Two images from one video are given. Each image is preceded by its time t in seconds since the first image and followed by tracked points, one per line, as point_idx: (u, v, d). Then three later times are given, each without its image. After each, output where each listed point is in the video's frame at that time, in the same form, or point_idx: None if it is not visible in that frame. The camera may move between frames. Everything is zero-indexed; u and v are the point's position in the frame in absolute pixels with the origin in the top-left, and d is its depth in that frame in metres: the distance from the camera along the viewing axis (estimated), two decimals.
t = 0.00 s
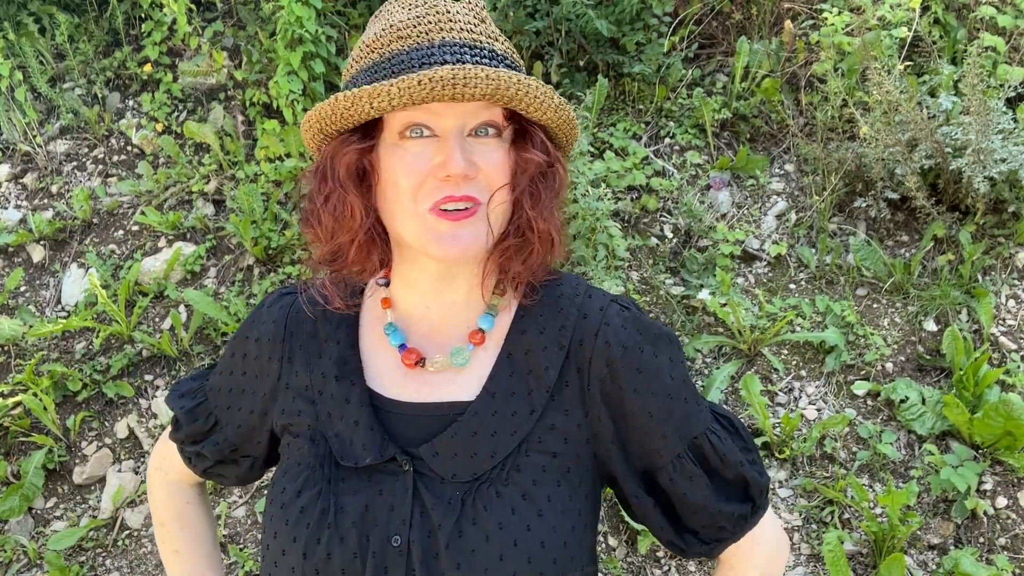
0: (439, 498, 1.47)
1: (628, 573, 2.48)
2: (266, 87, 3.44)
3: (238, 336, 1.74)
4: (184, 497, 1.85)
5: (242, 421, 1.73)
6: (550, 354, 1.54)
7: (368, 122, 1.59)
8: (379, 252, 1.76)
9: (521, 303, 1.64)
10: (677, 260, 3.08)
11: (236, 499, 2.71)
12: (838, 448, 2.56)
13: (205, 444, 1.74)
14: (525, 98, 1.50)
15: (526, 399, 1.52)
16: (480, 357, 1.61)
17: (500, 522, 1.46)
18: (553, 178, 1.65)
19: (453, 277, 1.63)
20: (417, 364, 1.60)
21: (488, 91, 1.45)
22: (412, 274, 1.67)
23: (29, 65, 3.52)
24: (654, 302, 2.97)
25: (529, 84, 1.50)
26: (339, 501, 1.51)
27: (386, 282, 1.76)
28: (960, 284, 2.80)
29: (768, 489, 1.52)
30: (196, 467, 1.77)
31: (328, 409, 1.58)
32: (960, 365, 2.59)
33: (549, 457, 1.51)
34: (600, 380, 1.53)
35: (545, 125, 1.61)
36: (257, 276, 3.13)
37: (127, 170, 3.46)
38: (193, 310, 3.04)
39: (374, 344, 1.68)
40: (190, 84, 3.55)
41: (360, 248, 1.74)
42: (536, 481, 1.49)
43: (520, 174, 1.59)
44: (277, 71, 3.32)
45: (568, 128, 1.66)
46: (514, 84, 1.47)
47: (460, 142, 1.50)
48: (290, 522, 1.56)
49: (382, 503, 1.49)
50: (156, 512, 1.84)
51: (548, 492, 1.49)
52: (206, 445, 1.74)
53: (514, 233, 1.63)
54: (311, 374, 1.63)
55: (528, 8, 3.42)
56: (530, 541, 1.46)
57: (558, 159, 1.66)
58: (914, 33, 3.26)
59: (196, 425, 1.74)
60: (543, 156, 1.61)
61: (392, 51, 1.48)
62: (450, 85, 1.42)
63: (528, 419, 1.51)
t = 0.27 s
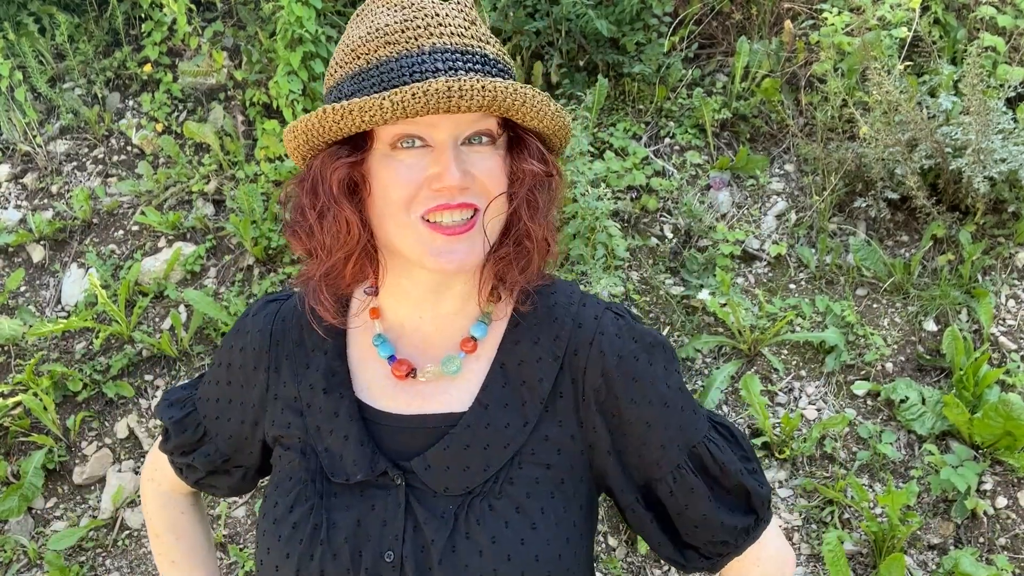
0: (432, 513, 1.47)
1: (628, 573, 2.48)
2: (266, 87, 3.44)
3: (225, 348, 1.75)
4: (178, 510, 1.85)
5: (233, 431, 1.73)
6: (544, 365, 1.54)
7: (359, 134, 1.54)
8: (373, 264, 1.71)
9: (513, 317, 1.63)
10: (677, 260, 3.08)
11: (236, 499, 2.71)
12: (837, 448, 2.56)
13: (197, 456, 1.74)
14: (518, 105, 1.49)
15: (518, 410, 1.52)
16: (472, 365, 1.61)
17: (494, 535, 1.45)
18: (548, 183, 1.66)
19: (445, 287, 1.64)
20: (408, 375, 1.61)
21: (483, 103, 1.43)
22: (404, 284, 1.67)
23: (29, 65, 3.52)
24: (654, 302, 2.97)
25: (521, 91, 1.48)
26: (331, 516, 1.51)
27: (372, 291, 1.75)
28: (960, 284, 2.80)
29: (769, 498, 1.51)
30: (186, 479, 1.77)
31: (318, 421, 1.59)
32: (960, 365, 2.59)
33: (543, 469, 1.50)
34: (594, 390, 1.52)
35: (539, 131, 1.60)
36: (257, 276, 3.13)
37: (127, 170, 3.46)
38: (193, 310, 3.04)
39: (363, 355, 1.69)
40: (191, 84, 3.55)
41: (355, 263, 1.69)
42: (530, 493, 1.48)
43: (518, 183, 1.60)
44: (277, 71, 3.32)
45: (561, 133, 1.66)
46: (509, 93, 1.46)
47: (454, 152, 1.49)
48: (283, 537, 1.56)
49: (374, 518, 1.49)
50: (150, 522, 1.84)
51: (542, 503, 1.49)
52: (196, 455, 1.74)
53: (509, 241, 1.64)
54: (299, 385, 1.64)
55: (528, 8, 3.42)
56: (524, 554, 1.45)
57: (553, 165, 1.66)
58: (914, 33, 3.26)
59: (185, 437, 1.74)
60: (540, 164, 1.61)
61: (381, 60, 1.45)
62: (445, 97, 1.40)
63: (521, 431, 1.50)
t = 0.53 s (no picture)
0: (437, 523, 1.47)
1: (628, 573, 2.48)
2: (266, 87, 3.44)
3: (225, 342, 1.71)
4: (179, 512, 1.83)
5: (232, 430, 1.69)
6: (557, 381, 1.53)
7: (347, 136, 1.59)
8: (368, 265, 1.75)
9: (528, 331, 1.62)
10: (677, 260, 3.08)
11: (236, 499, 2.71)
12: (837, 447, 2.56)
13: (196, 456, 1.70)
14: (488, 105, 1.41)
15: (528, 425, 1.52)
16: (481, 378, 1.59)
17: (499, 548, 1.45)
18: (544, 186, 1.57)
19: (437, 290, 1.62)
20: (415, 380, 1.59)
21: (442, 102, 1.38)
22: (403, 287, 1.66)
23: (29, 65, 3.53)
24: (654, 302, 2.97)
25: (490, 91, 1.40)
26: (333, 523, 1.50)
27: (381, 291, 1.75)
28: (960, 284, 2.80)
29: (782, 503, 1.53)
30: (185, 481, 1.73)
31: (321, 425, 1.57)
32: (960, 365, 2.59)
33: (549, 483, 1.51)
34: (605, 407, 1.52)
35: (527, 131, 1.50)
36: (257, 276, 3.13)
37: (127, 170, 3.46)
38: (193, 310, 3.04)
39: (369, 356, 1.66)
40: (191, 84, 3.55)
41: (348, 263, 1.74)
42: (536, 507, 1.49)
43: (503, 186, 1.51)
44: (277, 71, 3.32)
45: (561, 131, 1.54)
46: (470, 91, 1.38)
47: (430, 155, 1.46)
48: (283, 543, 1.54)
49: (378, 527, 1.48)
50: (150, 525, 1.82)
51: (549, 517, 1.50)
52: (195, 455, 1.70)
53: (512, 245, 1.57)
54: (301, 386, 1.61)
55: (528, 8, 3.42)
56: (529, 567, 1.46)
57: (549, 166, 1.57)
58: (914, 32, 3.26)
59: (184, 436, 1.70)
60: (521, 169, 1.51)
61: (365, 62, 1.47)
62: (401, 98, 1.38)
63: (531, 446, 1.50)
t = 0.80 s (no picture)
0: (452, 512, 1.48)
1: (628, 573, 2.48)
2: (266, 87, 3.44)
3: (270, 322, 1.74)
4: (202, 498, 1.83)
5: (263, 408, 1.72)
6: (587, 387, 1.53)
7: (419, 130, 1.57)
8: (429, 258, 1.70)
9: (565, 334, 1.62)
10: (677, 260, 3.08)
11: (237, 499, 2.71)
12: (837, 448, 2.56)
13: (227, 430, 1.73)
14: (571, 116, 1.44)
15: (555, 426, 1.52)
16: (514, 376, 1.59)
17: (511, 544, 1.46)
18: (602, 199, 1.58)
19: (488, 289, 1.62)
20: (448, 369, 1.59)
21: (528, 109, 1.41)
22: (452, 282, 1.66)
23: (29, 66, 3.53)
24: (654, 302, 2.97)
25: (577, 104, 1.44)
26: (350, 499, 1.52)
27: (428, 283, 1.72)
28: (960, 284, 2.81)
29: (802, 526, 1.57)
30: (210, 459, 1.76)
31: (351, 402, 1.59)
32: (960, 365, 2.59)
33: (569, 488, 1.51)
34: (633, 417, 1.52)
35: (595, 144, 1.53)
36: (258, 276, 3.13)
37: (127, 170, 3.46)
38: (193, 310, 3.04)
39: (405, 343, 1.66)
40: (190, 84, 3.55)
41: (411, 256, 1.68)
42: (553, 509, 1.49)
43: (564, 196, 1.54)
44: (277, 71, 3.32)
45: (624, 148, 1.58)
46: (557, 102, 1.42)
47: (500, 157, 1.47)
48: (298, 514, 1.56)
49: (394, 509, 1.50)
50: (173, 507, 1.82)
51: (564, 522, 1.50)
52: (229, 432, 1.73)
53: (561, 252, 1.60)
54: (337, 364, 1.63)
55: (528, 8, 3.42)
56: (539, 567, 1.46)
57: (608, 180, 1.58)
58: (914, 32, 3.26)
59: (218, 412, 1.73)
60: (587, 180, 1.53)
61: (445, 61, 1.49)
62: (492, 99, 1.41)
63: (555, 446, 1.50)
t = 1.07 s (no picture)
0: (480, 483, 1.46)
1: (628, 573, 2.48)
2: (266, 87, 3.44)
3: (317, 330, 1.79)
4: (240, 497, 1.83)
5: (305, 402, 1.73)
6: (612, 366, 1.53)
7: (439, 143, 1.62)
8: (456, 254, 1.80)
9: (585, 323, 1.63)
10: (677, 260, 3.08)
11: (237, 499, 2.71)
12: (838, 448, 2.56)
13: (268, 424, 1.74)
14: (577, 127, 1.47)
15: (581, 402, 1.51)
16: (542, 361, 1.61)
17: (537, 516, 1.43)
18: (613, 198, 1.62)
19: (511, 287, 1.66)
20: (479, 356, 1.63)
21: (536, 123, 1.44)
22: (477, 280, 1.71)
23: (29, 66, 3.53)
24: (654, 302, 2.97)
25: (581, 115, 1.47)
26: (382, 471, 1.52)
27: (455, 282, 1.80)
28: (960, 285, 2.81)
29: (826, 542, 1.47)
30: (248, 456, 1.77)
31: (387, 386, 1.61)
32: (960, 365, 2.59)
33: (597, 465, 1.47)
34: (657, 397, 1.50)
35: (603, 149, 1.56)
36: (258, 276, 3.13)
37: (127, 170, 3.46)
38: (193, 310, 3.04)
39: (440, 337, 1.71)
40: (190, 84, 3.55)
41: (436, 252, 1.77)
42: (579, 484, 1.45)
43: (579, 197, 1.57)
44: (277, 71, 3.32)
45: (632, 150, 1.61)
46: (563, 115, 1.45)
47: (515, 165, 1.51)
48: (331, 486, 1.57)
49: (425, 481, 1.49)
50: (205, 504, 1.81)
51: (592, 498, 1.45)
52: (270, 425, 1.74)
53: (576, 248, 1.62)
54: (376, 356, 1.67)
55: (528, 8, 3.42)
56: (565, 541, 1.41)
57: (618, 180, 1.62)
58: (914, 32, 3.26)
59: (259, 407, 1.75)
60: (598, 181, 1.57)
61: (458, 78, 1.52)
62: (500, 115, 1.44)
63: (581, 422, 1.49)
